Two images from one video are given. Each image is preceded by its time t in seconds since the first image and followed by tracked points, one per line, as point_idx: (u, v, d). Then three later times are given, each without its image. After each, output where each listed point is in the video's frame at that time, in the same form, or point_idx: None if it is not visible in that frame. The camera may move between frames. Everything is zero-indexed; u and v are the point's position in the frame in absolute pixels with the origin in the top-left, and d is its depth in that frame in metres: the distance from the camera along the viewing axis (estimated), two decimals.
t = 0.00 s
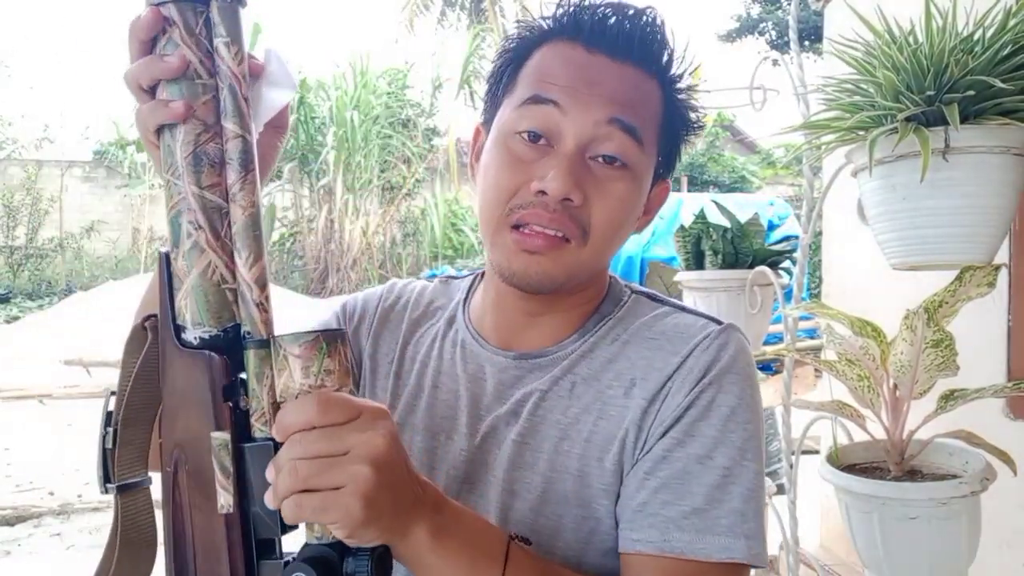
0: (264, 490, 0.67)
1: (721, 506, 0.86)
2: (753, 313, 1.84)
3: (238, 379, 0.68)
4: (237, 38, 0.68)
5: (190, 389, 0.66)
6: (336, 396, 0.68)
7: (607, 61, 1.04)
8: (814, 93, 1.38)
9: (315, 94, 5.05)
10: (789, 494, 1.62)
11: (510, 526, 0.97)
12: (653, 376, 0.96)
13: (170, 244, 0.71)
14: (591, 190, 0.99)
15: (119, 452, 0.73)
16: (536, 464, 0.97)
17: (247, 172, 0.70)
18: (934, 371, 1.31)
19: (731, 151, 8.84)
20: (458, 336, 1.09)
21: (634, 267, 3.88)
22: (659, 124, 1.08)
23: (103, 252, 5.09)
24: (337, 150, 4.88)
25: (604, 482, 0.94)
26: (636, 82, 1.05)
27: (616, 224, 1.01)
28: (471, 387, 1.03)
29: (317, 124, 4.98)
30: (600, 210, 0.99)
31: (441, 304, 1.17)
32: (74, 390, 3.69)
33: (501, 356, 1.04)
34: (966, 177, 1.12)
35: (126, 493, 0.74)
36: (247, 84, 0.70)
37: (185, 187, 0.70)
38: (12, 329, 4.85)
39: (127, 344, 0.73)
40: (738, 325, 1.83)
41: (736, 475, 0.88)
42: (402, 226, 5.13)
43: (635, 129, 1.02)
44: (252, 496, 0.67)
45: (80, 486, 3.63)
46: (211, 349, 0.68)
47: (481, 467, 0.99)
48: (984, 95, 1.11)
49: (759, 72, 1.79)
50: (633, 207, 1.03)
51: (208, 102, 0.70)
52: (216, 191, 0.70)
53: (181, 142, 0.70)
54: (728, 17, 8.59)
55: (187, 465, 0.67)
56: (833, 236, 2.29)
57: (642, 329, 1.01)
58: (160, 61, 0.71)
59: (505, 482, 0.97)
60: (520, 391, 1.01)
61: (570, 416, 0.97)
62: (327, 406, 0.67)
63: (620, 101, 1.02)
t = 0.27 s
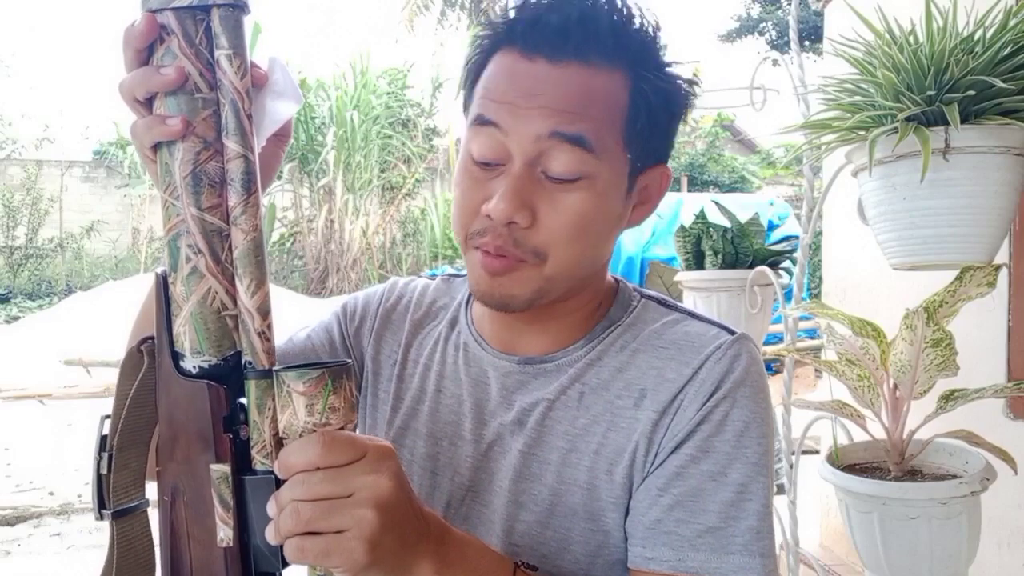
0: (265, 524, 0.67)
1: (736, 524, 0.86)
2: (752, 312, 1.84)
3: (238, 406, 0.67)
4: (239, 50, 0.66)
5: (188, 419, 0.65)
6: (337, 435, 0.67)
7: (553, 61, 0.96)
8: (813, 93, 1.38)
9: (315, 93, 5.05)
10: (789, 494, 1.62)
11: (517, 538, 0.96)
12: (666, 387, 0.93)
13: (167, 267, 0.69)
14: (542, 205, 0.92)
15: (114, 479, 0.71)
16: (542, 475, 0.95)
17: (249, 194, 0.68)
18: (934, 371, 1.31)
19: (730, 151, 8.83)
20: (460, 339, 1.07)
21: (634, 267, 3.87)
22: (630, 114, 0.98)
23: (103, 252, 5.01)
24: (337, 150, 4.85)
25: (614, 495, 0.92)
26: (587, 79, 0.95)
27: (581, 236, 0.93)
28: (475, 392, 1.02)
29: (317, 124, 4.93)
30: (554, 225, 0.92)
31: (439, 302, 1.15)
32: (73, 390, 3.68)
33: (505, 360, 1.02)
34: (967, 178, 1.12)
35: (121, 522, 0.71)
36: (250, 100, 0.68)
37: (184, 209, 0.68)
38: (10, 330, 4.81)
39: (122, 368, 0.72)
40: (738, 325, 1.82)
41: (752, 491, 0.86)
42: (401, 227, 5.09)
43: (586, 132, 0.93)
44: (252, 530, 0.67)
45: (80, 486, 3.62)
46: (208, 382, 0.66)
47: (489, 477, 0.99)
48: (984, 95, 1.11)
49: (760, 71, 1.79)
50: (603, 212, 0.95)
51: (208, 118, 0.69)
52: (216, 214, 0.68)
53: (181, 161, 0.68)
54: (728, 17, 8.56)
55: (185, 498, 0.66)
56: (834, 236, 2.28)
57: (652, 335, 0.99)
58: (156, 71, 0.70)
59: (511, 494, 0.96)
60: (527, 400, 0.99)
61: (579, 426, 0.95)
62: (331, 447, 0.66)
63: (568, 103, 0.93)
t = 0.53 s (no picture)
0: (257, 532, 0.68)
1: (750, 537, 0.86)
2: (752, 312, 1.84)
3: (229, 413, 0.67)
4: (229, 40, 0.67)
5: (180, 430, 0.65)
6: (330, 447, 0.66)
7: (477, 46, 0.97)
8: (813, 92, 1.38)
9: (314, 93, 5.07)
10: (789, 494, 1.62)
11: (523, 546, 0.95)
12: (674, 392, 0.93)
13: (156, 270, 0.69)
14: (490, 184, 0.91)
15: (108, 486, 0.71)
16: (547, 481, 0.95)
17: (240, 193, 0.69)
18: (934, 371, 1.31)
19: (730, 151, 8.83)
20: (460, 342, 1.07)
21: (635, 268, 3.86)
22: (571, 80, 0.97)
23: (103, 253, 4.87)
24: (337, 150, 4.87)
25: (620, 502, 0.92)
26: (513, 55, 0.95)
27: (537, 209, 0.92)
28: (475, 395, 1.02)
29: (317, 124, 4.97)
30: (505, 202, 0.91)
31: (438, 305, 1.15)
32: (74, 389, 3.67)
33: (507, 361, 1.01)
34: (967, 177, 1.12)
35: (114, 531, 0.72)
36: (239, 95, 0.69)
37: (172, 209, 0.68)
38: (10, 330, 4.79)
39: (112, 372, 0.72)
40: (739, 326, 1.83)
41: (765, 499, 0.87)
42: (400, 227, 5.14)
43: (519, 102, 0.92)
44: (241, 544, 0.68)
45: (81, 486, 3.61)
46: (200, 388, 0.67)
47: (491, 484, 0.98)
48: (984, 95, 1.11)
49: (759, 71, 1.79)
50: (557, 182, 0.93)
51: (196, 112, 0.68)
52: (206, 214, 0.69)
53: (168, 156, 0.68)
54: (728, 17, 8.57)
55: (175, 509, 0.67)
56: (834, 237, 2.28)
57: (659, 338, 0.97)
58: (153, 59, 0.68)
59: (516, 502, 0.96)
60: (530, 404, 0.98)
61: (585, 432, 0.95)
62: (313, 460, 0.64)
63: (497, 80, 0.93)
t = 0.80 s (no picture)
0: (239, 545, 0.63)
1: (752, 530, 0.85)
2: (753, 312, 1.85)
3: (209, 420, 0.61)
4: (196, 29, 0.59)
5: (156, 439, 0.58)
6: (310, 456, 0.63)
7: (435, 46, 0.97)
8: (813, 92, 1.38)
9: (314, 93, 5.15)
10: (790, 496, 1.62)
11: (523, 548, 0.94)
12: (671, 387, 0.92)
13: (125, 274, 0.61)
14: (458, 180, 0.91)
15: (83, 497, 0.65)
16: (545, 483, 0.94)
17: (213, 191, 0.61)
18: (934, 371, 1.31)
19: (730, 151, 8.84)
20: (447, 349, 1.08)
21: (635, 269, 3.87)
22: (532, 72, 0.96)
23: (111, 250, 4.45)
24: (337, 150, 5.03)
25: (619, 500, 0.91)
26: (470, 51, 0.96)
27: (508, 201, 0.92)
28: (467, 398, 1.01)
29: (316, 124, 5.12)
30: (474, 196, 0.91)
31: (427, 316, 1.16)
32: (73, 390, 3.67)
33: (498, 362, 1.00)
34: (966, 177, 1.12)
35: (90, 543, 0.66)
36: (209, 87, 0.61)
37: (139, 209, 0.59)
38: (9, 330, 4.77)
39: (86, 378, 0.65)
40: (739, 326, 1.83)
41: (767, 493, 0.86)
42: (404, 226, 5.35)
43: (480, 96, 0.93)
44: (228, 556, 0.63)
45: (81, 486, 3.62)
46: (176, 396, 0.59)
47: (487, 490, 0.97)
48: (984, 94, 1.10)
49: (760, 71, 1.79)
50: (526, 172, 0.93)
51: (163, 106, 0.59)
52: (177, 215, 0.60)
53: (133, 155, 0.58)
54: (728, 17, 8.61)
55: (151, 522, 0.59)
56: (834, 236, 2.28)
57: (654, 333, 0.97)
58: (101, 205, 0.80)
59: (514, 503, 0.95)
60: (525, 404, 0.97)
61: (581, 431, 0.94)
62: (287, 472, 0.62)
63: (457, 77, 0.93)
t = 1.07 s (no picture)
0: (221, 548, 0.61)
1: (744, 509, 0.83)
2: (753, 313, 1.83)
3: (190, 422, 0.59)
4: (166, 28, 0.57)
5: (135, 439, 0.56)
6: (291, 457, 0.61)
7: (403, 52, 0.97)
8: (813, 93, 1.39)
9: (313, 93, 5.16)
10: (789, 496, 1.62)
11: (503, 537, 0.92)
12: (648, 371, 0.91)
13: (102, 277, 0.59)
14: (432, 181, 0.91)
15: (65, 501, 0.63)
16: (524, 472, 0.92)
17: (187, 192, 0.58)
18: (934, 371, 1.31)
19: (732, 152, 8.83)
20: (423, 349, 1.08)
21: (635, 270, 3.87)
22: (500, 72, 0.96)
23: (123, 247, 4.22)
24: (337, 150, 5.05)
25: (599, 486, 0.89)
26: (437, 55, 0.96)
27: (482, 199, 0.91)
28: (446, 396, 1.01)
29: (316, 124, 5.08)
30: (449, 196, 0.90)
31: (407, 319, 1.17)
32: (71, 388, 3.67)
33: (475, 358, 1.00)
34: (967, 178, 1.12)
35: (74, 549, 0.63)
36: (181, 85, 0.58)
37: (114, 211, 0.58)
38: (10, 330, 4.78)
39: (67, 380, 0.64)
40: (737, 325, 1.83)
41: (755, 471, 0.84)
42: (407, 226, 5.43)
43: (449, 96, 0.92)
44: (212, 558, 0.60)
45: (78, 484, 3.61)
46: (155, 399, 0.57)
47: (463, 484, 0.95)
48: (985, 95, 1.11)
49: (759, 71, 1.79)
50: (499, 169, 0.92)
51: (134, 105, 0.57)
52: (152, 215, 0.58)
53: (105, 155, 0.57)
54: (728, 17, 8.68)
55: (136, 528, 0.57)
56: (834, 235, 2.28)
57: (630, 320, 0.96)
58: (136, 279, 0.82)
59: (493, 494, 0.93)
60: (502, 395, 0.96)
61: (558, 417, 0.92)
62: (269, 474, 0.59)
63: (425, 80, 0.93)
